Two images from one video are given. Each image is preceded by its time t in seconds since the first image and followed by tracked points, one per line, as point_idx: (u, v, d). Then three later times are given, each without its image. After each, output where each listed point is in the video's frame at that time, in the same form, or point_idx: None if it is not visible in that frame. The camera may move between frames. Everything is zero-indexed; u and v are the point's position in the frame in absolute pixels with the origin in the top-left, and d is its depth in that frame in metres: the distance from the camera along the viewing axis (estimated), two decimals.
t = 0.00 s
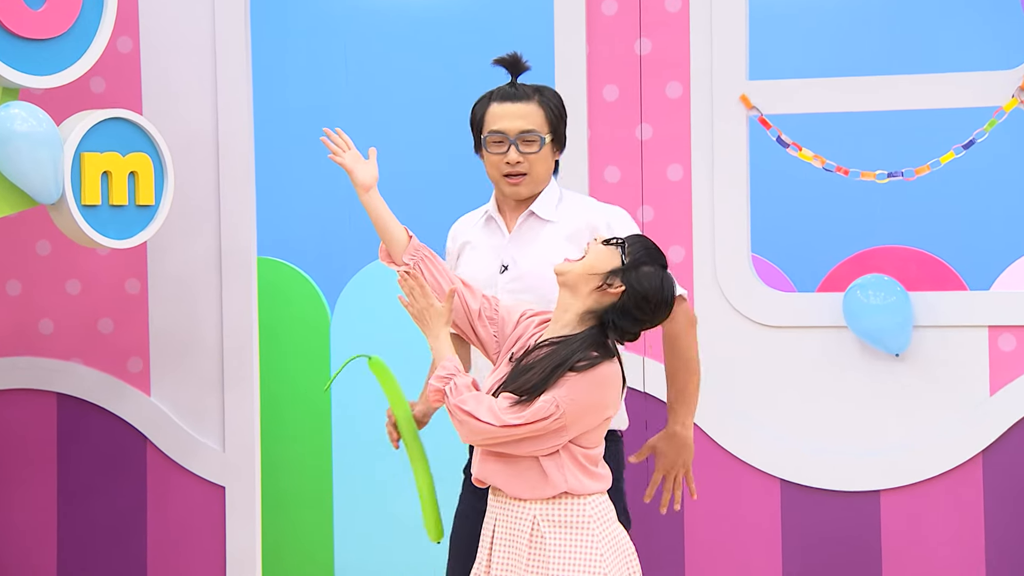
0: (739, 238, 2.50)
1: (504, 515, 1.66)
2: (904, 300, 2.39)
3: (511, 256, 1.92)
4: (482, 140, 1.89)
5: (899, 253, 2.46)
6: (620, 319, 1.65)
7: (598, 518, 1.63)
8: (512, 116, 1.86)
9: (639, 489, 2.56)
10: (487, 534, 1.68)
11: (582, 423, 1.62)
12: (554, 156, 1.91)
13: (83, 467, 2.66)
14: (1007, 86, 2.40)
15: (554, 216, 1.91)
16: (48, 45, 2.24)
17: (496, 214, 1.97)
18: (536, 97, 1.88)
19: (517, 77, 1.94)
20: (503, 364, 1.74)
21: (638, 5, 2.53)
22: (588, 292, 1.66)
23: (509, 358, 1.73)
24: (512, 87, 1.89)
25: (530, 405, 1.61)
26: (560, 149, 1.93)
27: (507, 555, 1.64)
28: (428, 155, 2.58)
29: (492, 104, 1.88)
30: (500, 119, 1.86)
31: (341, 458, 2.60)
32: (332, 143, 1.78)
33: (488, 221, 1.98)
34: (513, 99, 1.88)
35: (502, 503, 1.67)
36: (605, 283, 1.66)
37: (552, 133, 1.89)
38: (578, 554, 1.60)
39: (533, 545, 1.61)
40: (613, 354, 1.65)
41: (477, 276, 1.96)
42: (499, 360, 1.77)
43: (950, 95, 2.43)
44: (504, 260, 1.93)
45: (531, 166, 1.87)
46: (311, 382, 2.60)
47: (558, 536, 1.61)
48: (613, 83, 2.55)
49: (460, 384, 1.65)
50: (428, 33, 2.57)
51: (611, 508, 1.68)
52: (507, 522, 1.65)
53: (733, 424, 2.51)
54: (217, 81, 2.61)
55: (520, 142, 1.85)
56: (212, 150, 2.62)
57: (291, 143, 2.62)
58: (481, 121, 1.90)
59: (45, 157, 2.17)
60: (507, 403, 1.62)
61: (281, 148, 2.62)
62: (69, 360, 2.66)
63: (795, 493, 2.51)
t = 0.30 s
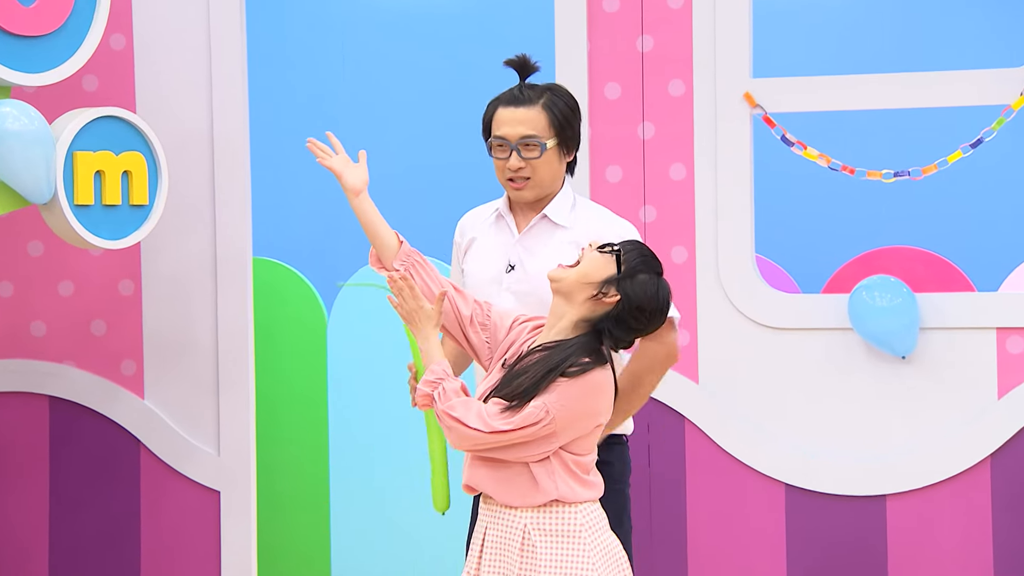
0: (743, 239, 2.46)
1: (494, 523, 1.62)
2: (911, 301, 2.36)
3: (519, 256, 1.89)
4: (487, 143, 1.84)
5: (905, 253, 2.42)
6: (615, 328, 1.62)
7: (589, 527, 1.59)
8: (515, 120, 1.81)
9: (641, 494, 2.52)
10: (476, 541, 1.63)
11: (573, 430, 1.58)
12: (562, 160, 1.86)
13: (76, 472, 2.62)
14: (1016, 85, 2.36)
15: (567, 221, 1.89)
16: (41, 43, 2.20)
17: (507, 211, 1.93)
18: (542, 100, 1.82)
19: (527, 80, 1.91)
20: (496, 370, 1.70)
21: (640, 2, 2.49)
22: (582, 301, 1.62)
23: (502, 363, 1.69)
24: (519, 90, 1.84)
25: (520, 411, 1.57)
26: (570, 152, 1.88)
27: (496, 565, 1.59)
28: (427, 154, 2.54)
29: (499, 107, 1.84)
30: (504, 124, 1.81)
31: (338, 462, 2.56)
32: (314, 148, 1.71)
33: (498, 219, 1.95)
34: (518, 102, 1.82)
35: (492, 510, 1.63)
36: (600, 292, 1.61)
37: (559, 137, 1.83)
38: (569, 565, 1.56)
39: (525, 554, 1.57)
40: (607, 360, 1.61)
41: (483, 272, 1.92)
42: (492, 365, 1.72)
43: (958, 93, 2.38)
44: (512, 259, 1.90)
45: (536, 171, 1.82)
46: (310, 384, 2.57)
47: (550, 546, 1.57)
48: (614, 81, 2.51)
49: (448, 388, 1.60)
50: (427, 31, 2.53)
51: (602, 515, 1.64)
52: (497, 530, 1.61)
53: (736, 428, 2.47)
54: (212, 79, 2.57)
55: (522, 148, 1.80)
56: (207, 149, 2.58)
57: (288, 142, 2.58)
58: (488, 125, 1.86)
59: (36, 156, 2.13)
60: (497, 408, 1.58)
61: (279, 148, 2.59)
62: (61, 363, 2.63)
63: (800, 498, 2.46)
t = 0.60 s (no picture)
0: (747, 242, 2.41)
1: (495, 528, 1.56)
2: (919, 305, 2.31)
3: (526, 267, 1.85)
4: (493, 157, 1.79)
5: (913, 255, 2.36)
6: (612, 328, 1.57)
7: (591, 527, 1.55)
8: (520, 135, 1.75)
9: (643, 502, 2.47)
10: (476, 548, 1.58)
11: (573, 433, 1.53)
12: (570, 172, 1.81)
13: (67, 479, 2.57)
14: None
15: (574, 233, 1.85)
16: (31, 41, 2.15)
17: (512, 222, 1.89)
18: (548, 112, 1.77)
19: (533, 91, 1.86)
20: (490, 370, 1.65)
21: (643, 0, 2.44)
22: (577, 301, 1.57)
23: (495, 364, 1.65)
24: (525, 101, 1.78)
25: (518, 416, 1.52)
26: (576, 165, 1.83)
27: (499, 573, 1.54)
28: (426, 156, 2.50)
29: (504, 120, 1.78)
30: (509, 138, 1.76)
31: (334, 469, 2.52)
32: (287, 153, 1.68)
33: (502, 228, 1.90)
34: (524, 115, 1.77)
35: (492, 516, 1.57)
36: (595, 293, 1.56)
37: (566, 150, 1.78)
38: (574, 567, 1.51)
39: (528, 559, 1.52)
40: (605, 361, 1.56)
41: (487, 283, 1.87)
42: (485, 365, 1.67)
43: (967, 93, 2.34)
44: (518, 270, 1.85)
45: (544, 186, 1.78)
46: (305, 389, 2.53)
47: (553, 549, 1.52)
48: (616, 81, 2.46)
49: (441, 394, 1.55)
50: (426, 30, 2.49)
51: (604, 514, 1.59)
52: (498, 536, 1.56)
53: (741, 435, 2.42)
54: (206, 79, 2.52)
55: (529, 163, 1.75)
56: (201, 150, 2.53)
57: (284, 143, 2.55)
58: (493, 138, 1.81)
59: (26, 157, 2.08)
60: (494, 414, 1.53)
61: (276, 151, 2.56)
62: (52, 368, 2.58)
63: (806, 505, 2.42)
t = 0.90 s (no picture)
0: (752, 242, 2.36)
1: (512, 535, 1.51)
2: (928, 306, 2.25)
3: (534, 280, 1.80)
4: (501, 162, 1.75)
5: (922, 255, 2.32)
6: (628, 325, 1.52)
7: (612, 536, 1.49)
8: (529, 139, 1.71)
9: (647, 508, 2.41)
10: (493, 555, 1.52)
11: (592, 437, 1.48)
12: (580, 179, 1.75)
13: (57, 484, 2.52)
14: None
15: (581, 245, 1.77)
16: (20, 37, 2.09)
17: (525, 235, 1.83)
18: (557, 117, 1.72)
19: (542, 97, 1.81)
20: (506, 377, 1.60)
21: None
22: (589, 301, 1.52)
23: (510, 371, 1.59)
24: (534, 108, 1.74)
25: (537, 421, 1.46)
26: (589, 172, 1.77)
27: None
28: (423, 154, 2.44)
29: (514, 126, 1.74)
30: (518, 143, 1.71)
31: (331, 474, 2.46)
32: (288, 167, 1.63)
33: (515, 241, 1.85)
34: (532, 120, 1.73)
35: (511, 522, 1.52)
36: (607, 291, 1.50)
37: (576, 156, 1.73)
38: None
39: (545, 567, 1.47)
40: (623, 360, 1.50)
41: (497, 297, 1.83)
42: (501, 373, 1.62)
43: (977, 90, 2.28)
44: (527, 283, 1.80)
45: (551, 192, 1.72)
46: (300, 392, 2.48)
47: (571, 559, 1.46)
48: (618, 77, 2.40)
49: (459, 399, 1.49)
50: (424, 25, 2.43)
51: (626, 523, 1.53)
52: (514, 544, 1.50)
53: (747, 439, 2.36)
54: (199, 74, 2.46)
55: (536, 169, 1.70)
56: (194, 148, 2.47)
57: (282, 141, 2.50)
58: (502, 145, 1.76)
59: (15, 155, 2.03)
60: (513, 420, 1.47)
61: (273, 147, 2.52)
62: (41, 371, 2.53)
63: (813, 511, 2.36)
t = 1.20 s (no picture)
0: (757, 242, 2.31)
1: (508, 538, 1.46)
2: (937, 307, 2.21)
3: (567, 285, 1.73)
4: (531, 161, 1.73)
5: (932, 255, 2.26)
6: (636, 328, 1.47)
7: (610, 546, 1.43)
8: (556, 137, 1.69)
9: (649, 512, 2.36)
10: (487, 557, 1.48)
11: (598, 441, 1.43)
12: (610, 179, 1.71)
13: (48, 488, 2.48)
14: None
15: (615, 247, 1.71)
16: (9, 33, 2.04)
17: (556, 237, 1.78)
18: (585, 116, 1.69)
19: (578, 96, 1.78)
20: (510, 378, 1.55)
21: None
22: (596, 303, 1.47)
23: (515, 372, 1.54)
24: (565, 106, 1.72)
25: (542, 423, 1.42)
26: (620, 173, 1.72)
27: None
28: (421, 152, 2.40)
29: (545, 125, 1.72)
30: (547, 141, 1.70)
31: (328, 478, 2.42)
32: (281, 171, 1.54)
33: (547, 245, 1.79)
34: (562, 119, 1.71)
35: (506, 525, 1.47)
36: (613, 293, 1.45)
37: (604, 155, 1.69)
38: None
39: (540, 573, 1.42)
40: (631, 365, 1.46)
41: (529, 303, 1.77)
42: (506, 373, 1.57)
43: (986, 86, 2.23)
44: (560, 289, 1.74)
45: (578, 191, 1.68)
46: (296, 395, 2.43)
47: (567, 567, 1.41)
48: (620, 74, 2.36)
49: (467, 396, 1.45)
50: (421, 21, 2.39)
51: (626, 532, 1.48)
52: (510, 547, 1.45)
53: (751, 443, 2.32)
54: (192, 71, 2.42)
55: (561, 165, 1.67)
56: (187, 147, 2.43)
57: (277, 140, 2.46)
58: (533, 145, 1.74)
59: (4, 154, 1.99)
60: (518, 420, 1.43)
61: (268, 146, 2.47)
62: (31, 374, 2.49)
63: (819, 516, 2.31)
